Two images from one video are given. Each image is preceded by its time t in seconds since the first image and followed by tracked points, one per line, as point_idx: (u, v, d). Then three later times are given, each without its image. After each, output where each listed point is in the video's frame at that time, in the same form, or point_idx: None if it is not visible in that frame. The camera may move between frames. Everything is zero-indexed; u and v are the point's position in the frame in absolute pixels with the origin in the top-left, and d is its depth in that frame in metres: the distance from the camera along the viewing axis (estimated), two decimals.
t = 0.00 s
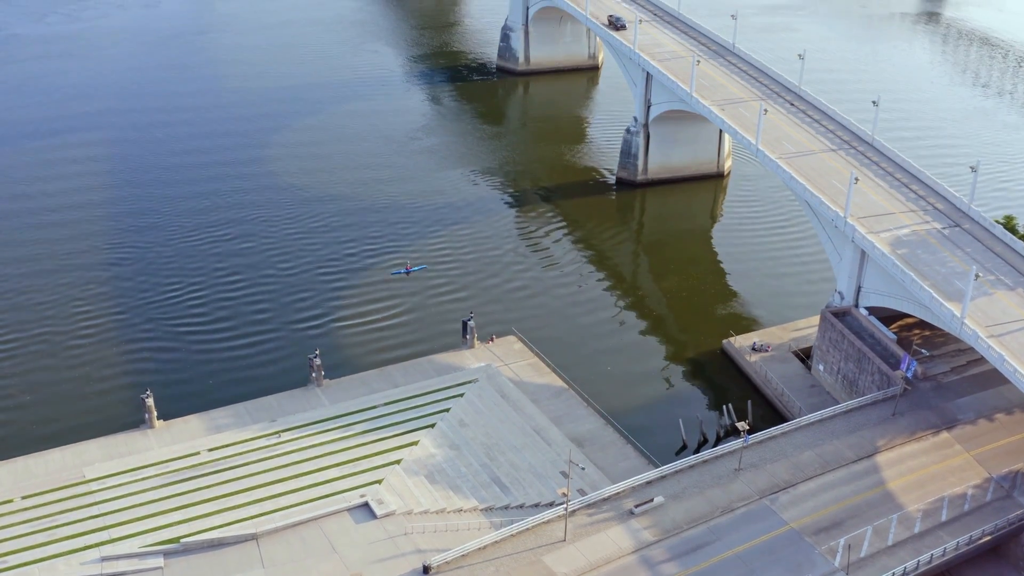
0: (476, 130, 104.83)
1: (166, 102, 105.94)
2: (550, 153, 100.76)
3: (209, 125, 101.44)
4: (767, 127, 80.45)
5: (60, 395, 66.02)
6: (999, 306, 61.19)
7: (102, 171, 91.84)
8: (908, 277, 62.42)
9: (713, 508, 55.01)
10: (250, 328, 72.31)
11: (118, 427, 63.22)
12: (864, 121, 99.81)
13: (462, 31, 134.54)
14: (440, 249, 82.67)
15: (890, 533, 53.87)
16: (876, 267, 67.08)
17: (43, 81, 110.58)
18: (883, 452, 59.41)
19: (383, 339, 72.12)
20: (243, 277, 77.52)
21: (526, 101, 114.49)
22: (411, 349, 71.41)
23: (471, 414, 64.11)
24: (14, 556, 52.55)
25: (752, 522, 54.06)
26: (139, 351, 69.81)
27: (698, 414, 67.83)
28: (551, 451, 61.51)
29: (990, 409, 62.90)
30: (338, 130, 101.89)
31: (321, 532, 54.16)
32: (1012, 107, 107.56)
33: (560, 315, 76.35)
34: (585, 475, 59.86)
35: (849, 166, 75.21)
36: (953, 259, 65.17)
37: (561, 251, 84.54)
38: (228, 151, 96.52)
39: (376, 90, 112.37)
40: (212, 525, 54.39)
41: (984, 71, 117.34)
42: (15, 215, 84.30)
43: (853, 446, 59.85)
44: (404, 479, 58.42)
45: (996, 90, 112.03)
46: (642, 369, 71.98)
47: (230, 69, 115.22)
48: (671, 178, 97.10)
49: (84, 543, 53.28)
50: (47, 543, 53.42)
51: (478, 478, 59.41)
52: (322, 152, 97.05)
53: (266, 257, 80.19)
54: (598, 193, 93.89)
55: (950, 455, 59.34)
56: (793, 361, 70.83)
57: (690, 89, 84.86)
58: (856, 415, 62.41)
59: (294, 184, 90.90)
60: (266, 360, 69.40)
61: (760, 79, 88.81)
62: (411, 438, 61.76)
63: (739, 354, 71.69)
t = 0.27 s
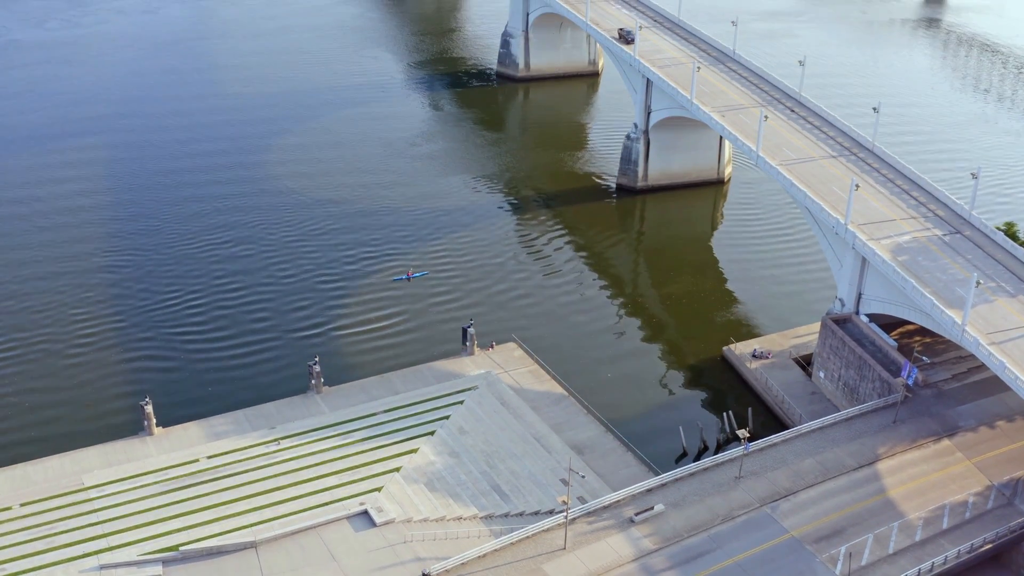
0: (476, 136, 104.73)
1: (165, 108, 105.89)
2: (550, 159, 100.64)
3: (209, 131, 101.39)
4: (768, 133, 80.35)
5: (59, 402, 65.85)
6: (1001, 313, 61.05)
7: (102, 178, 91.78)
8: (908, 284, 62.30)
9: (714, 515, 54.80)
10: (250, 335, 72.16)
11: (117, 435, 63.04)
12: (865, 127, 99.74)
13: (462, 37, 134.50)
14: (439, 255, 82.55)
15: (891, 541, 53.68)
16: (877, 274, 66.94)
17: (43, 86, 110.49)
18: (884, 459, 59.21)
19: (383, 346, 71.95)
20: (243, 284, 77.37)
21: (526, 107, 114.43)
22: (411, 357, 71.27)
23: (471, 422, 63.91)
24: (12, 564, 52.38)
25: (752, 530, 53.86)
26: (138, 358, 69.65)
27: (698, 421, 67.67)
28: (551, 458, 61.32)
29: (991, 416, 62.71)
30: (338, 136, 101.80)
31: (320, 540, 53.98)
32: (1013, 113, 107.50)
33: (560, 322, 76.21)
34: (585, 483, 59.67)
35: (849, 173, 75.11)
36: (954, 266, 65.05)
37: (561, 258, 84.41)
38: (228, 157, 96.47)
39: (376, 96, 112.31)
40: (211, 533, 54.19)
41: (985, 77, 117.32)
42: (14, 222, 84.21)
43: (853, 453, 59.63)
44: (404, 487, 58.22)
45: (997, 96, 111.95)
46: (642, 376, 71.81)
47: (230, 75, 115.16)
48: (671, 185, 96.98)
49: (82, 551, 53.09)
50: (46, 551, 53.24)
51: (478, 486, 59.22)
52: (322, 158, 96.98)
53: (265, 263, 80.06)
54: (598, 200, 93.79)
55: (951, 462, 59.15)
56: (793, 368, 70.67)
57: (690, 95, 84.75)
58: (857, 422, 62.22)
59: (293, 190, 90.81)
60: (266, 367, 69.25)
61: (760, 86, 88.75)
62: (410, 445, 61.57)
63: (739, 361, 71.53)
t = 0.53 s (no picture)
0: (476, 143, 104.60)
1: (164, 115, 105.75)
2: (550, 167, 100.50)
3: (209, 138, 101.30)
4: (768, 140, 80.22)
5: (57, 410, 65.63)
6: (1002, 321, 60.88)
7: (101, 185, 91.67)
8: (909, 292, 62.13)
9: (714, 525, 54.58)
10: (249, 342, 71.96)
11: (116, 443, 62.81)
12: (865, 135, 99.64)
13: (461, 44, 134.45)
14: (439, 263, 82.41)
15: (892, 550, 53.44)
16: (877, 282, 66.78)
17: (42, 93, 110.42)
18: (886, 468, 58.98)
19: (383, 354, 71.75)
20: (242, 291, 77.19)
21: (526, 114, 114.39)
22: (411, 365, 71.09)
23: (470, 430, 63.67)
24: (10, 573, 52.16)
25: (753, 540, 53.62)
26: (137, 365, 69.45)
27: (699, 429, 67.46)
28: (551, 466, 61.09)
29: (993, 425, 62.47)
30: (337, 143, 101.68)
31: (319, 549, 53.73)
32: (1014, 121, 107.37)
33: (560, 330, 76.03)
34: (585, 492, 59.45)
35: (850, 180, 74.97)
36: (955, 274, 64.90)
37: (561, 266, 84.24)
38: (227, 164, 96.37)
39: (376, 103, 112.26)
40: (210, 542, 53.97)
41: (985, 84, 117.27)
42: (13, 229, 84.07)
43: (854, 462, 59.41)
44: (403, 496, 58.00)
45: (998, 103, 111.83)
46: (643, 384, 71.60)
47: (230, 82, 115.09)
48: (671, 192, 96.81)
49: (80, 560, 52.86)
50: (44, 560, 53.01)
51: (478, 494, 58.98)
52: (321, 166, 96.87)
53: (265, 271, 79.89)
54: (598, 207, 93.65)
55: (952, 471, 58.93)
56: (794, 376, 70.46)
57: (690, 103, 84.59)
58: (858, 431, 61.98)
59: (293, 197, 90.68)
60: (265, 375, 69.06)
61: (761, 93, 88.68)
62: (410, 454, 61.36)
63: (740, 369, 71.34)
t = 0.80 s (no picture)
0: (476, 150, 104.48)
1: (164, 121, 105.64)
2: (550, 173, 100.39)
3: (208, 144, 101.23)
4: (769, 147, 80.14)
5: (56, 417, 65.44)
6: (1003, 328, 60.73)
7: (101, 191, 91.56)
8: (910, 298, 61.98)
9: (715, 533, 54.38)
10: (248, 349, 71.79)
11: (115, 450, 62.60)
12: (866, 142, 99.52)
13: (461, 50, 134.39)
14: (439, 269, 82.26)
15: (893, 558, 53.23)
16: (878, 289, 66.64)
17: (42, 99, 110.34)
18: (887, 476, 58.79)
19: (383, 361, 71.59)
20: (242, 298, 77.03)
21: (526, 120, 114.35)
22: (410, 372, 70.91)
23: (470, 438, 63.48)
24: None
25: (754, 548, 53.41)
26: (136, 372, 69.28)
27: (700, 437, 67.27)
28: (551, 474, 60.89)
29: (994, 432, 62.26)
30: (337, 149, 101.60)
31: (318, 557, 53.46)
32: (1016, 127, 107.21)
33: (560, 337, 75.87)
34: (585, 499, 59.25)
35: (851, 187, 74.85)
36: (956, 281, 64.77)
37: (561, 273, 84.09)
38: (227, 170, 96.27)
39: (376, 109, 112.20)
40: (209, 550, 53.81)
41: (986, 90, 117.18)
42: (12, 235, 83.94)
43: (855, 470, 59.21)
44: (403, 504, 57.80)
45: (1000, 110, 111.68)
46: (643, 391, 71.44)
47: (230, 88, 115.02)
48: (672, 199, 96.66)
49: (79, 568, 52.71)
50: (42, 567, 52.83)
51: (477, 502, 58.76)
52: (322, 172, 96.79)
53: (264, 277, 79.74)
54: (598, 213, 93.53)
55: (954, 479, 58.73)
56: (795, 383, 70.25)
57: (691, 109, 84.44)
58: (859, 439, 61.79)
59: (293, 203, 90.56)
60: (264, 382, 68.87)
61: (761, 99, 88.62)
62: (410, 461, 61.17)
63: (740, 377, 71.17)
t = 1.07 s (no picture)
0: (476, 157, 104.39)
1: (164, 128, 105.58)
2: (550, 180, 100.30)
3: (208, 151, 101.14)
4: (769, 154, 80.02)
5: (54, 425, 65.21)
6: (1005, 336, 60.57)
7: (100, 198, 91.43)
8: (912, 306, 61.81)
9: (715, 541, 54.15)
10: (247, 357, 71.59)
11: (113, 458, 62.35)
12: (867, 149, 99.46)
13: (461, 57, 134.39)
14: (439, 277, 82.11)
15: (895, 567, 52.98)
16: (879, 297, 66.48)
17: (41, 106, 110.31)
18: (888, 485, 58.57)
19: (382, 369, 71.41)
20: (241, 305, 76.89)
21: (526, 127, 114.30)
22: (410, 380, 70.70)
23: (470, 446, 63.26)
24: None
25: (755, 558, 53.19)
26: (136, 380, 69.07)
27: (700, 445, 67.08)
28: (551, 483, 60.66)
29: (995, 440, 62.01)
30: (337, 156, 101.51)
31: (317, 567, 52.95)
32: (1017, 134, 107.13)
33: (560, 346, 75.68)
34: (586, 508, 59.01)
35: (852, 195, 74.70)
36: (957, 289, 64.63)
37: (561, 280, 83.88)
38: (226, 177, 96.14)
39: (376, 116, 112.14)
40: (208, 559, 53.63)
41: (987, 97, 117.09)
42: (11, 242, 83.83)
43: (857, 478, 58.98)
44: (403, 512, 57.56)
45: (1001, 117, 111.59)
46: (643, 400, 71.24)
47: (229, 95, 115.00)
48: (672, 206, 96.51)
49: None
50: None
51: (477, 511, 58.50)
52: (322, 179, 96.68)
53: (264, 285, 79.60)
54: (598, 221, 93.38)
55: (955, 488, 58.49)
56: (796, 392, 70.04)
57: (691, 116, 84.32)
58: (860, 447, 61.57)
59: (292, 211, 90.41)
60: (264, 390, 68.67)
61: (762, 106, 88.54)
62: (409, 470, 60.95)
63: (741, 385, 70.98)
